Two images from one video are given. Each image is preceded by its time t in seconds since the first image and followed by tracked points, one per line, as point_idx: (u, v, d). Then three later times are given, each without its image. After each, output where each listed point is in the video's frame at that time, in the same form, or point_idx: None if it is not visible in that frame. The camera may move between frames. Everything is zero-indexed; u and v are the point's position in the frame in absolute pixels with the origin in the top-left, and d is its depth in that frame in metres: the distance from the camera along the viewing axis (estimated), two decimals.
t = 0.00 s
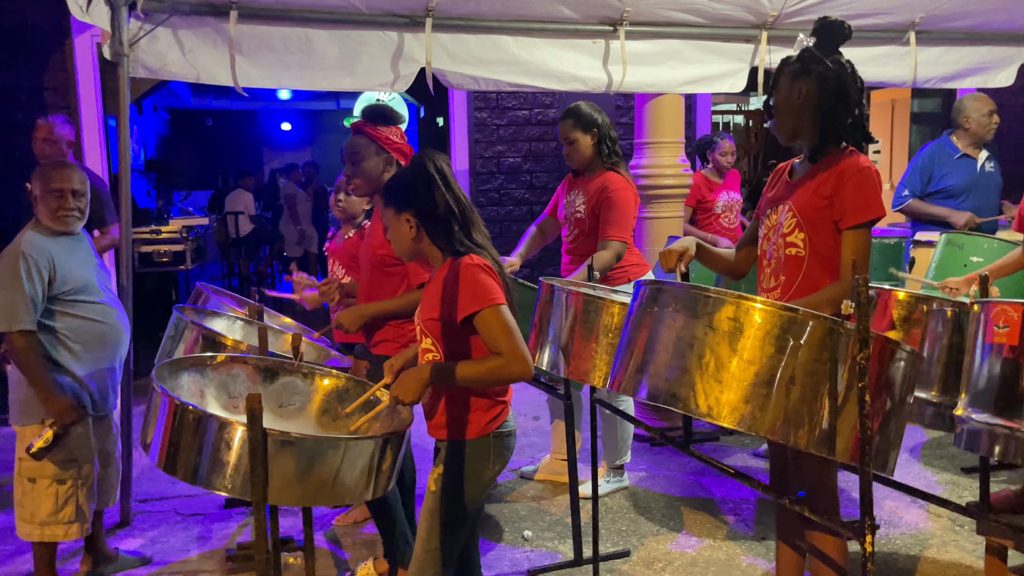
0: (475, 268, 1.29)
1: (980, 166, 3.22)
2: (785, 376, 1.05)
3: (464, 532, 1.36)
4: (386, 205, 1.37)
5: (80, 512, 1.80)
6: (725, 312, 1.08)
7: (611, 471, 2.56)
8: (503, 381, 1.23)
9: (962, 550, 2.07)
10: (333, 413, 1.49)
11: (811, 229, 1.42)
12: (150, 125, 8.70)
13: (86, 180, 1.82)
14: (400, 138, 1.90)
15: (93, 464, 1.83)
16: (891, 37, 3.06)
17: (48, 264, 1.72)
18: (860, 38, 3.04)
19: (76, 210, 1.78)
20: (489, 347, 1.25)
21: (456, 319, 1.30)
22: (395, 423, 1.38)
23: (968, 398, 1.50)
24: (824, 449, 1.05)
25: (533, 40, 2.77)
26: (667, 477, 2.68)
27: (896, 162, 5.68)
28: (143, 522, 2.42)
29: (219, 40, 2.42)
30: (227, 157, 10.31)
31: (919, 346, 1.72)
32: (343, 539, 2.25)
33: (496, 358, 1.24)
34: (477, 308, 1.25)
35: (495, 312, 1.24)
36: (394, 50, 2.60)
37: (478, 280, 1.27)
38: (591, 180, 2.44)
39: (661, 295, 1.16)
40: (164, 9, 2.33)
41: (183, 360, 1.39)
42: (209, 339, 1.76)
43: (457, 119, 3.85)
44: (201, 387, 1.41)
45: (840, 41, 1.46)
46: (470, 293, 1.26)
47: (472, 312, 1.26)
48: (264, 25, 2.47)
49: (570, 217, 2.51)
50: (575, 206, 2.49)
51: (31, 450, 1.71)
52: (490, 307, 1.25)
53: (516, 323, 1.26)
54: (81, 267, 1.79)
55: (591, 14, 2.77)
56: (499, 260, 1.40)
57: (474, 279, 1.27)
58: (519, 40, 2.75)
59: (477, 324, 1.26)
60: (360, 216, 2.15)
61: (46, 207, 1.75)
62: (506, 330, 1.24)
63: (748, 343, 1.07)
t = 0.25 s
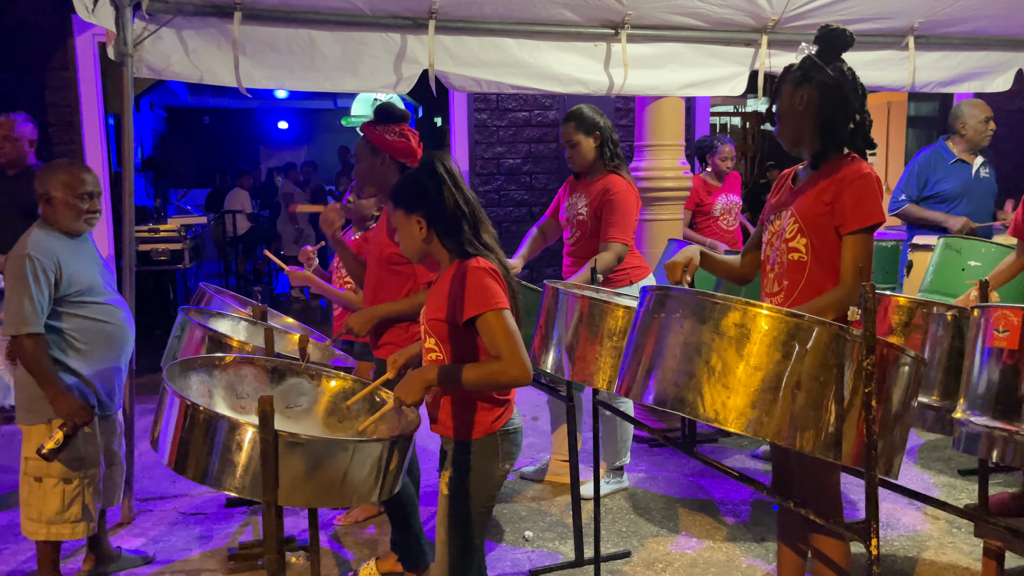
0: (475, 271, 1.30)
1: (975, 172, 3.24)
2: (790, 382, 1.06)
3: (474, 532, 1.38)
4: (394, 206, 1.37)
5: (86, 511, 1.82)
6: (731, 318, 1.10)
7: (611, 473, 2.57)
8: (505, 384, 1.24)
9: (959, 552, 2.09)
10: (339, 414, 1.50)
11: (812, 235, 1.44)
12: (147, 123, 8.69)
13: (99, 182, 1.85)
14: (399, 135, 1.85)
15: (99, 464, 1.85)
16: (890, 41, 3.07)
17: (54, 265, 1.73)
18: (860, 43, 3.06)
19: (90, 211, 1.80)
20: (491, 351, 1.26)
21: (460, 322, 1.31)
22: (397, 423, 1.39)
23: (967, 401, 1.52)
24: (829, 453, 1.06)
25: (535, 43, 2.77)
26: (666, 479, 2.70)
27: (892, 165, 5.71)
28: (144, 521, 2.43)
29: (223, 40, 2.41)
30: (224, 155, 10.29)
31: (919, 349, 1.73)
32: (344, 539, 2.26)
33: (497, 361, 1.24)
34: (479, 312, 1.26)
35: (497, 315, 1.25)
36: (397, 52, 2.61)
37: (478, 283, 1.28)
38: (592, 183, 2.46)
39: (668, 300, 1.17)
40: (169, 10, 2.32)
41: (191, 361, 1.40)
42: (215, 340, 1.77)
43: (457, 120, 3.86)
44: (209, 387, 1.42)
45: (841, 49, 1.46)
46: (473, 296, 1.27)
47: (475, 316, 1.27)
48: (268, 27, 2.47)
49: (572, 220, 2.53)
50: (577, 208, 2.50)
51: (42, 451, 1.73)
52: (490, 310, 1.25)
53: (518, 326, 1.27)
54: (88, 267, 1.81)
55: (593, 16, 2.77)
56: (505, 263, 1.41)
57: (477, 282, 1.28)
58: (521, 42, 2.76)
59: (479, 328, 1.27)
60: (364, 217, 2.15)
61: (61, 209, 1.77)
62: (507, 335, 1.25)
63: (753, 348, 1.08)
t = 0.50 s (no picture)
0: (479, 280, 1.31)
1: (969, 176, 3.24)
2: (790, 391, 1.07)
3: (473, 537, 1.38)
4: (396, 217, 1.39)
5: (84, 514, 1.84)
6: (729, 327, 1.11)
7: (607, 476, 2.57)
8: (506, 394, 1.25)
9: (954, 557, 2.10)
10: (338, 419, 1.50)
11: (811, 242, 1.44)
12: (142, 122, 8.67)
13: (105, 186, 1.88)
14: (399, 137, 1.84)
15: (97, 466, 1.87)
16: (888, 46, 3.08)
17: (55, 270, 1.75)
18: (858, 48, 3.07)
19: (100, 214, 1.86)
20: (492, 359, 1.27)
21: (461, 329, 1.32)
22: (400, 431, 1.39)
23: (962, 407, 1.53)
24: (827, 462, 1.07)
25: (534, 46, 2.77)
26: (663, 482, 2.71)
27: (888, 168, 5.72)
28: (140, 523, 2.43)
29: (223, 42, 2.41)
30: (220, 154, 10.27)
31: (916, 355, 1.73)
32: (341, 541, 2.27)
33: (499, 371, 1.25)
34: (480, 321, 1.27)
35: (499, 324, 1.26)
36: (396, 54, 2.61)
37: (481, 293, 1.28)
38: (592, 186, 2.46)
39: (668, 309, 1.18)
40: (168, 11, 2.32)
41: (192, 365, 1.40)
42: (214, 343, 1.77)
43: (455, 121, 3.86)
44: (209, 391, 1.42)
45: (838, 58, 1.45)
46: (474, 304, 1.28)
47: (475, 324, 1.27)
48: (268, 29, 2.46)
49: (571, 223, 2.53)
50: (576, 211, 2.51)
51: (31, 457, 1.75)
52: (492, 318, 1.26)
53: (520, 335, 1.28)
54: (87, 271, 1.83)
55: (593, 20, 2.77)
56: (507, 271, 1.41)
57: (477, 290, 1.29)
58: (520, 45, 2.76)
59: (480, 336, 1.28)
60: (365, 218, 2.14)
61: (74, 212, 1.80)
62: (508, 344, 1.25)
63: (752, 357, 1.09)
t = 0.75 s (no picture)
0: (482, 286, 1.29)
1: (968, 183, 3.24)
2: (796, 403, 1.06)
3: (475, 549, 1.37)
4: (399, 223, 1.37)
5: (82, 520, 1.84)
6: (734, 337, 1.10)
7: (608, 483, 2.56)
8: (511, 402, 1.24)
9: (957, 566, 2.10)
10: (340, 427, 1.49)
11: (813, 252, 1.44)
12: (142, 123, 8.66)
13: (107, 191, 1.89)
14: (402, 142, 1.83)
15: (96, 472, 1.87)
16: (890, 53, 3.08)
17: (58, 276, 1.74)
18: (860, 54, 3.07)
19: (103, 219, 1.86)
20: (496, 368, 1.26)
21: (464, 336, 1.31)
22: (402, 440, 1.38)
23: (967, 418, 1.52)
24: (834, 476, 1.06)
25: (536, 51, 2.76)
26: (664, 489, 2.70)
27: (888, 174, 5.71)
28: (140, 528, 2.42)
29: (224, 45, 2.40)
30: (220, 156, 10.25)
31: (919, 365, 1.74)
32: (341, 548, 2.26)
33: (503, 379, 1.25)
34: (484, 328, 1.26)
35: (503, 331, 1.25)
36: (398, 59, 2.62)
37: (485, 299, 1.28)
38: (594, 192, 2.46)
39: (673, 319, 1.17)
40: (170, 15, 2.31)
41: (194, 374, 1.39)
42: (214, 349, 1.75)
43: (456, 125, 3.86)
44: (211, 400, 1.41)
45: (843, 68, 1.46)
46: (477, 311, 1.27)
47: (479, 332, 1.27)
48: (270, 33, 2.46)
49: (572, 228, 2.53)
50: (578, 217, 2.50)
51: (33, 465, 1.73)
52: (496, 325, 1.26)
53: (524, 343, 1.27)
54: (90, 278, 1.83)
55: (595, 26, 2.77)
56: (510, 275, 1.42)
57: (481, 297, 1.28)
58: (521, 50, 2.75)
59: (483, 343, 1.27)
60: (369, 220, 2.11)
61: (79, 217, 1.80)
62: (513, 353, 1.25)
63: (757, 368, 1.08)
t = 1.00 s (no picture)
0: (493, 294, 1.27)
1: (975, 187, 3.20)
2: (811, 414, 1.04)
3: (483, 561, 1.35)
4: (409, 227, 1.34)
5: (85, 528, 1.82)
6: (749, 348, 1.08)
7: (614, 490, 2.54)
8: (521, 414, 1.22)
9: None
10: (346, 435, 1.47)
11: (826, 258, 1.41)
12: (145, 126, 8.66)
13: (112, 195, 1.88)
14: (408, 145, 1.81)
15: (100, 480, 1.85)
16: (898, 57, 3.06)
17: (63, 281, 1.73)
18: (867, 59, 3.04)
19: (109, 224, 1.85)
20: (506, 378, 1.24)
21: (473, 345, 1.29)
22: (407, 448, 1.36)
23: (982, 430, 1.50)
24: (851, 489, 1.04)
25: (542, 55, 2.75)
26: (670, 496, 2.68)
27: (894, 179, 5.69)
28: (141, 534, 2.40)
29: (228, 48, 2.39)
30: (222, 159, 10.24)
31: (930, 373, 1.71)
32: (344, 556, 2.24)
33: (513, 391, 1.23)
34: (494, 338, 1.24)
35: (513, 341, 1.23)
36: (403, 62, 2.59)
37: (496, 308, 1.25)
38: (601, 197, 2.44)
39: (685, 329, 1.15)
40: (174, 18, 2.30)
41: (198, 382, 1.38)
42: (217, 356, 1.72)
43: (460, 129, 3.85)
44: (215, 409, 1.40)
45: (858, 74, 1.44)
46: (488, 320, 1.25)
47: (489, 341, 1.25)
48: (274, 36, 2.44)
49: (579, 233, 2.51)
50: (584, 221, 2.48)
51: (43, 472, 1.73)
52: (506, 335, 1.23)
53: (536, 354, 1.25)
54: (94, 284, 1.81)
55: (601, 30, 2.75)
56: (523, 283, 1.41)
57: (491, 306, 1.26)
58: (527, 54, 2.74)
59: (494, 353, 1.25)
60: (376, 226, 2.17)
61: (84, 222, 1.78)
62: (523, 364, 1.23)
63: (773, 379, 1.06)
